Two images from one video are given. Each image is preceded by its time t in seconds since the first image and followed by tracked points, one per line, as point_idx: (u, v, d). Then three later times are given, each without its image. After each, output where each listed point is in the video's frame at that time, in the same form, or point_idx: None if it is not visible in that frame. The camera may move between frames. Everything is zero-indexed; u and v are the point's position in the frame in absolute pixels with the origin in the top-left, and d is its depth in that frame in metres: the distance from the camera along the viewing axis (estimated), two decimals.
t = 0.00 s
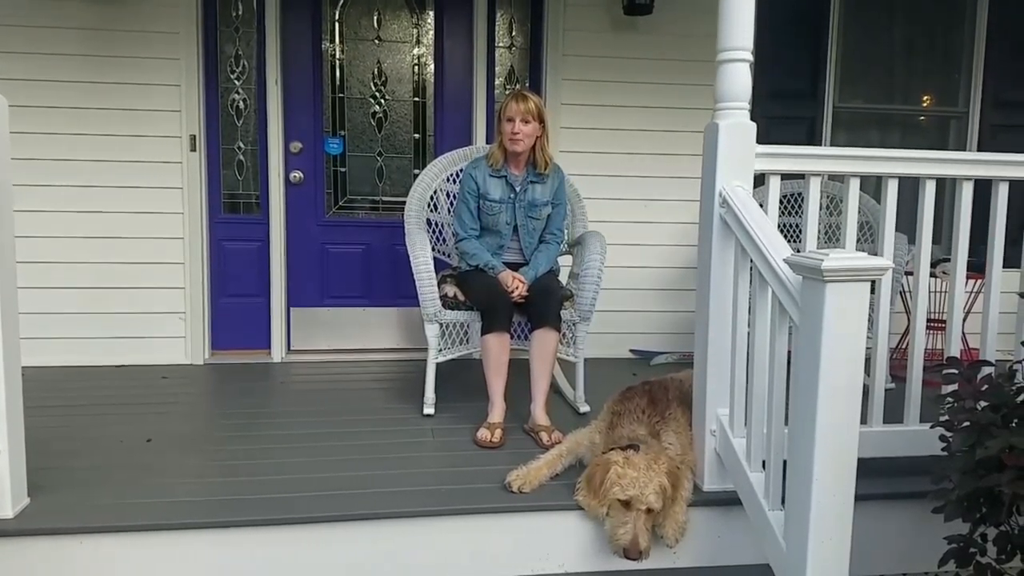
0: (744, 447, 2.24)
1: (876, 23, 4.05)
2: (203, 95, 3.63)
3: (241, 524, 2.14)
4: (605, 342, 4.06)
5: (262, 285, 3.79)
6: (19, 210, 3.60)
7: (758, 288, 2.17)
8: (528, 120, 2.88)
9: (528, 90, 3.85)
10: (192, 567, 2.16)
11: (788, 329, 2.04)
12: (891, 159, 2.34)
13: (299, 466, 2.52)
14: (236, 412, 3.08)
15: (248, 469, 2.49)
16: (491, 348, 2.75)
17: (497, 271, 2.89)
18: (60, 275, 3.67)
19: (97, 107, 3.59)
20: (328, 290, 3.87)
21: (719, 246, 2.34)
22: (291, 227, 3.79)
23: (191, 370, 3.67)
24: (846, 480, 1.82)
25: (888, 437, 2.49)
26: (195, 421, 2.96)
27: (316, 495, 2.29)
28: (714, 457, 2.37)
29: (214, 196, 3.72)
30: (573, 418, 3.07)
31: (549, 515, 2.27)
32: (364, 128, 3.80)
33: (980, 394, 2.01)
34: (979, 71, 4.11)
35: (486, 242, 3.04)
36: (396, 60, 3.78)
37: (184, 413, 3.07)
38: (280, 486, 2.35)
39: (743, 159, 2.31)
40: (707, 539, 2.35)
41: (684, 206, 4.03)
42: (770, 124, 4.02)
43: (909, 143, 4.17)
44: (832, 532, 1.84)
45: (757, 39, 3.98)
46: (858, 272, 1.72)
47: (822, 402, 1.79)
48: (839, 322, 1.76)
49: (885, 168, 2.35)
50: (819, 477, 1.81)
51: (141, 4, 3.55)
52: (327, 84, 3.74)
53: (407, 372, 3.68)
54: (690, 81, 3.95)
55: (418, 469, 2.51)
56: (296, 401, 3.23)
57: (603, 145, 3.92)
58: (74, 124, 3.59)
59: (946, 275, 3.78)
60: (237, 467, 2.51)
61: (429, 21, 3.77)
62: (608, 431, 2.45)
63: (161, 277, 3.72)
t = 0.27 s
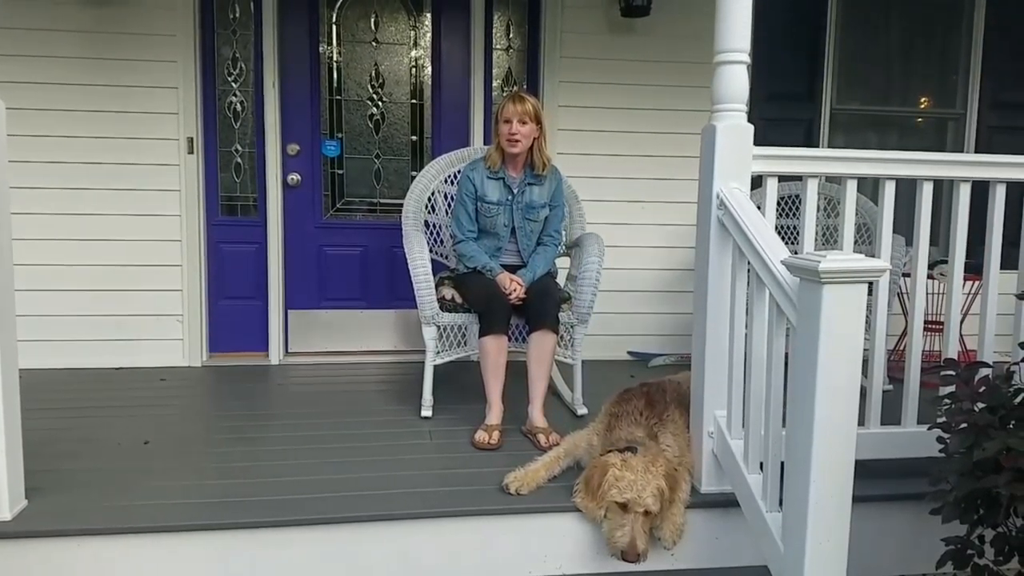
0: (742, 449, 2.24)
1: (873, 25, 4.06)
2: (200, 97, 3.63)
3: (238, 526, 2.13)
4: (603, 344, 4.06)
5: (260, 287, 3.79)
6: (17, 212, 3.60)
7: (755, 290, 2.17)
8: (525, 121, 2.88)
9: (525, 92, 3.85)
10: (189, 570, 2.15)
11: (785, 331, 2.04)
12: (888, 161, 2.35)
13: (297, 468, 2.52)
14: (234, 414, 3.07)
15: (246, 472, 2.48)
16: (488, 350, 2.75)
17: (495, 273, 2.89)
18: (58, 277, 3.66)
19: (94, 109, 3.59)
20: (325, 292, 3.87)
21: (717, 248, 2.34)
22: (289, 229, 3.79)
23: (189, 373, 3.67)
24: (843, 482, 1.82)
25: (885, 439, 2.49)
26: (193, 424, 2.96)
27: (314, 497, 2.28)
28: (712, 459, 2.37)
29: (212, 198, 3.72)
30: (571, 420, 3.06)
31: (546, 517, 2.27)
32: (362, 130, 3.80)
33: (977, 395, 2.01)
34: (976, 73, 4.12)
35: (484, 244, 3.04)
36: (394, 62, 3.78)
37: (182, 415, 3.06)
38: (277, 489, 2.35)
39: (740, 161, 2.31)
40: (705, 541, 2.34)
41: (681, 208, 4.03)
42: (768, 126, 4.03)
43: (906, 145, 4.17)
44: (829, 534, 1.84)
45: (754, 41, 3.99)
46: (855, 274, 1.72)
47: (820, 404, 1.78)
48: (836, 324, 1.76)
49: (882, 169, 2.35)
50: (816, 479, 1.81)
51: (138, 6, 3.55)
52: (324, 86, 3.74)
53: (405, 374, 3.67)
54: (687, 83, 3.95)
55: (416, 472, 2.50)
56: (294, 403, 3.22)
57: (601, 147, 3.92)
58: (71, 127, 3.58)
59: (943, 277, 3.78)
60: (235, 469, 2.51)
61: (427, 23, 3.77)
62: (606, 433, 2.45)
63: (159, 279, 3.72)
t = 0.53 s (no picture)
0: (742, 450, 2.24)
1: (873, 26, 4.06)
2: (200, 99, 3.63)
3: (238, 527, 2.13)
4: (603, 345, 4.06)
5: (259, 288, 3.80)
6: (17, 213, 3.60)
7: (754, 290, 2.16)
8: (523, 122, 2.88)
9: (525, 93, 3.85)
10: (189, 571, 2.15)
11: (785, 332, 2.04)
12: (887, 161, 2.34)
13: (297, 469, 2.52)
14: (233, 415, 3.07)
15: (245, 473, 2.48)
16: (488, 351, 2.74)
17: (494, 274, 2.89)
18: (58, 278, 3.66)
19: (94, 110, 3.59)
20: (325, 293, 3.87)
21: (716, 249, 2.34)
22: (288, 230, 3.79)
23: (188, 374, 3.67)
24: (842, 483, 1.81)
25: (885, 440, 2.49)
26: (192, 425, 2.96)
27: (314, 498, 2.28)
28: (711, 460, 2.37)
29: (211, 199, 3.72)
30: (571, 421, 3.06)
31: (545, 518, 2.26)
32: (361, 132, 3.80)
33: (977, 396, 2.01)
34: (975, 74, 4.12)
35: (483, 244, 3.04)
36: (393, 64, 3.78)
37: (182, 416, 3.06)
38: (277, 490, 2.34)
39: (739, 161, 2.31)
40: (706, 543, 2.34)
41: (681, 209, 4.03)
42: (767, 127, 4.03)
43: (906, 145, 4.17)
44: (830, 535, 1.83)
45: (753, 41, 3.99)
46: (856, 274, 1.72)
47: (820, 404, 1.78)
48: (838, 325, 1.76)
49: (882, 170, 2.35)
50: (816, 480, 1.81)
51: (138, 8, 3.55)
52: (324, 88, 3.74)
53: (404, 376, 3.67)
54: (687, 84, 3.95)
55: (416, 473, 2.50)
56: (293, 404, 3.22)
57: (600, 148, 3.92)
58: (71, 128, 3.58)
59: (943, 278, 3.78)
60: (234, 470, 2.51)
61: (426, 24, 3.77)
62: (606, 434, 2.45)
63: (159, 280, 3.72)
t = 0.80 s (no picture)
0: (743, 451, 2.23)
1: (875, 27, 4.05)
2: (202, 99, 3.63)
3: (239, 528, 2.13)
4: (604, 347, 4.05)
5: (261, 289, 3.80)
6: (19, 213, 3.60)
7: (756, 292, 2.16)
8: (527, 129, 2.87)
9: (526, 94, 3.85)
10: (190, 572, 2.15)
11: (787, 333, 2.03)
12: (890, 163, 2.34)
13: (297, 470, 2.51)
14: (234, 416, 3.07)
15: (246, 473, 2.48)
16: (489, 352, 2.74)
17: (496, 275, 2.89)
18: (59, 278, 3.66)
19: (96, 111, 3.59)
20: (326, 294, 3.87)
21: (717, 250, 2.33)
22: (290, 231, 3.79)
23: (189, 374, 3.67)
24: (844, 485, 1.81)
25: (887, 442, 2.48)
26: (193, 425, 2.96)
27: (315, 499, 2.28)
28: (712, 462, 2.36)
29: (213, 200, 3.72)
30: (571, 423, 3.06)
31: (546, 519, 2.26)
32: (363, 133, 3.80)
33: (980, 399, 2.00)
34: (978, 75, 4.11)
35: (484, 246, 3.04)
36: (395, 65, 3.78)
37: (183, 417, 3.06)
38: (278, 490, 2.34)
39: (741, 163, 2.31)
40: (707, 545, 2.34)
41: (683, 210, 4.02)
42: (769, 129, 4.02)
43: (908, 147, 4.17)
44: (831, 536, 1.83)
45: (756, 43, 3.98)
46: (858, 276, 1.72)
47: (822, 405, 1.78)
48: (839, 326, 1.75)
49: (884, 172, 2.35)
50: (818, 481, 1.80)
51: (140, 9, 3.55)
52: (326, 89, 3.74)
53: (406, 377, 3.67)
54: (689, 85, 3.95)
55: (416, 474, 2.50)
56: (294, 405, 3.22)
57: (601, 149, 3.92)
58: (73, 128, 3.59)
59: (945, 280, 3.77)
60: (235, 470, 2.51)
61: (428, 25, 3.77)
62: (607, 436, 2.45)
63: (160, 280, 3.72)
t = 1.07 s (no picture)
0: (744, 451, 2.23)
1: (876, 26, 4.05)
2: (203, 99, 3.63)
3: (240, 527, 2.13)
4: (605, 347, 4.06)
5: (262, 288, 3.80)
6: (20, 213, 3.60)
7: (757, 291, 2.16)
8: (532, 133, 2.87)
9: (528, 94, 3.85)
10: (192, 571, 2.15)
11: (788, 333, 2.03)
12: (891, 162, 2.34)
13: (299, 470, 2.52)
14: (235, 415, 3.07)
15: (247, 473, 2.48)
16: (490, 351, 2.74)
17: (497, 275, 2.89)
18: (60, 278, 3.66)
19: (97, 111, 3.60)
20: (327, 293, 3.87)
21: (719, 250, 2.33)
22: (291, 230, 3.79)
23: (190, 374, 3.67)
24: (845, 484, 1.81)
25: (888, 442, 2.48)
26: (194, 425, 2.96)
27: (316, 499, 2.28)
28: (714, 461, 2.36)
29: (214, 199, 3.73)
30: (572, 422, 3.06)
31: (547, 518, 2.26)
32: (364, 132, 3.80)
33: (982, 398, 2.00)
34: (979, 75, 4.11)
35: (485, 245, 3.04)
36: (396, 64, 3.78)
37: (183, 416, 3.06)
38: (279, 490, 2.34)
39: (743, 162, 2.31)
40: (708, 544, 2.34)
41: (684, 209, 4.02)
42: (771, 128, 4.02)
43: (909, 147, 4.17)
44: (833, 535, 1.83)
45: (757, 42, 3.98)
46: (859, 276, 1.71)
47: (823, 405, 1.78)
48: (841, 325, 1.75)
49: (885, 171, 2.35)
50: (820, 480, 1.80)
51: (142, 9, 3.56)
52: (327, 89, 3.74)
53: (406, 376, 3.67)
54: (690, 85, 3.95)
55: (418, 473, 2.50)
56: (295, 404, 3.22)
57: (602, 149, 3.92)
58: (74, 128, 3.59)
59: (946, 279, 3.77)
60: (236, 470, 2.51)
61: (429, 25, 3.77)
62: (608, 435, 2.45)
63: (161, 280, 3.72)
